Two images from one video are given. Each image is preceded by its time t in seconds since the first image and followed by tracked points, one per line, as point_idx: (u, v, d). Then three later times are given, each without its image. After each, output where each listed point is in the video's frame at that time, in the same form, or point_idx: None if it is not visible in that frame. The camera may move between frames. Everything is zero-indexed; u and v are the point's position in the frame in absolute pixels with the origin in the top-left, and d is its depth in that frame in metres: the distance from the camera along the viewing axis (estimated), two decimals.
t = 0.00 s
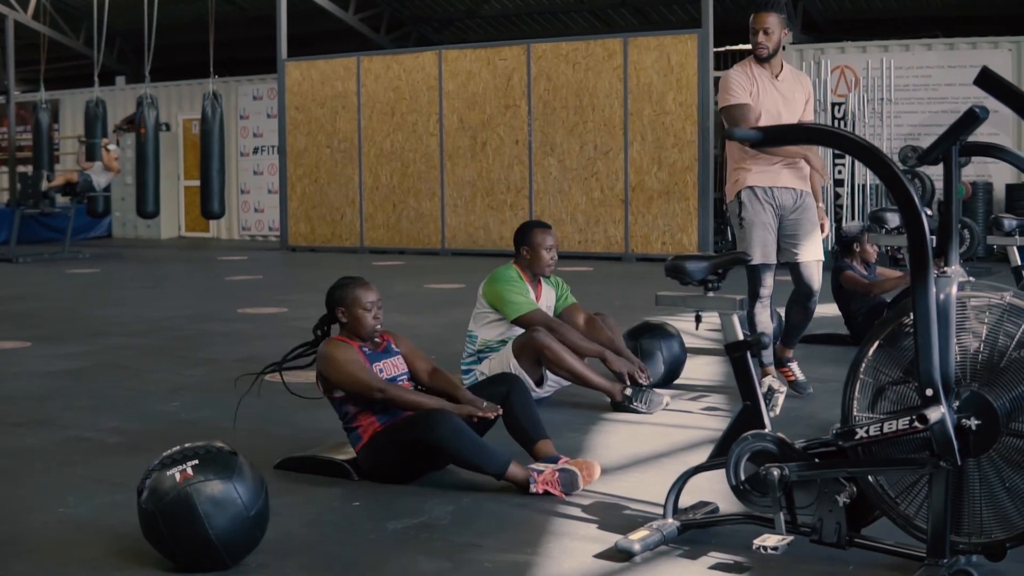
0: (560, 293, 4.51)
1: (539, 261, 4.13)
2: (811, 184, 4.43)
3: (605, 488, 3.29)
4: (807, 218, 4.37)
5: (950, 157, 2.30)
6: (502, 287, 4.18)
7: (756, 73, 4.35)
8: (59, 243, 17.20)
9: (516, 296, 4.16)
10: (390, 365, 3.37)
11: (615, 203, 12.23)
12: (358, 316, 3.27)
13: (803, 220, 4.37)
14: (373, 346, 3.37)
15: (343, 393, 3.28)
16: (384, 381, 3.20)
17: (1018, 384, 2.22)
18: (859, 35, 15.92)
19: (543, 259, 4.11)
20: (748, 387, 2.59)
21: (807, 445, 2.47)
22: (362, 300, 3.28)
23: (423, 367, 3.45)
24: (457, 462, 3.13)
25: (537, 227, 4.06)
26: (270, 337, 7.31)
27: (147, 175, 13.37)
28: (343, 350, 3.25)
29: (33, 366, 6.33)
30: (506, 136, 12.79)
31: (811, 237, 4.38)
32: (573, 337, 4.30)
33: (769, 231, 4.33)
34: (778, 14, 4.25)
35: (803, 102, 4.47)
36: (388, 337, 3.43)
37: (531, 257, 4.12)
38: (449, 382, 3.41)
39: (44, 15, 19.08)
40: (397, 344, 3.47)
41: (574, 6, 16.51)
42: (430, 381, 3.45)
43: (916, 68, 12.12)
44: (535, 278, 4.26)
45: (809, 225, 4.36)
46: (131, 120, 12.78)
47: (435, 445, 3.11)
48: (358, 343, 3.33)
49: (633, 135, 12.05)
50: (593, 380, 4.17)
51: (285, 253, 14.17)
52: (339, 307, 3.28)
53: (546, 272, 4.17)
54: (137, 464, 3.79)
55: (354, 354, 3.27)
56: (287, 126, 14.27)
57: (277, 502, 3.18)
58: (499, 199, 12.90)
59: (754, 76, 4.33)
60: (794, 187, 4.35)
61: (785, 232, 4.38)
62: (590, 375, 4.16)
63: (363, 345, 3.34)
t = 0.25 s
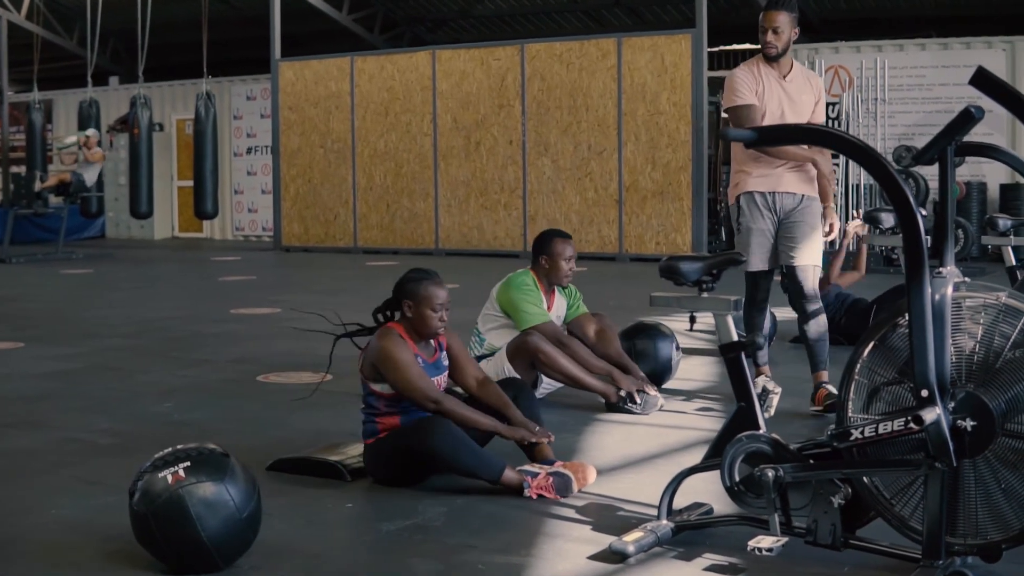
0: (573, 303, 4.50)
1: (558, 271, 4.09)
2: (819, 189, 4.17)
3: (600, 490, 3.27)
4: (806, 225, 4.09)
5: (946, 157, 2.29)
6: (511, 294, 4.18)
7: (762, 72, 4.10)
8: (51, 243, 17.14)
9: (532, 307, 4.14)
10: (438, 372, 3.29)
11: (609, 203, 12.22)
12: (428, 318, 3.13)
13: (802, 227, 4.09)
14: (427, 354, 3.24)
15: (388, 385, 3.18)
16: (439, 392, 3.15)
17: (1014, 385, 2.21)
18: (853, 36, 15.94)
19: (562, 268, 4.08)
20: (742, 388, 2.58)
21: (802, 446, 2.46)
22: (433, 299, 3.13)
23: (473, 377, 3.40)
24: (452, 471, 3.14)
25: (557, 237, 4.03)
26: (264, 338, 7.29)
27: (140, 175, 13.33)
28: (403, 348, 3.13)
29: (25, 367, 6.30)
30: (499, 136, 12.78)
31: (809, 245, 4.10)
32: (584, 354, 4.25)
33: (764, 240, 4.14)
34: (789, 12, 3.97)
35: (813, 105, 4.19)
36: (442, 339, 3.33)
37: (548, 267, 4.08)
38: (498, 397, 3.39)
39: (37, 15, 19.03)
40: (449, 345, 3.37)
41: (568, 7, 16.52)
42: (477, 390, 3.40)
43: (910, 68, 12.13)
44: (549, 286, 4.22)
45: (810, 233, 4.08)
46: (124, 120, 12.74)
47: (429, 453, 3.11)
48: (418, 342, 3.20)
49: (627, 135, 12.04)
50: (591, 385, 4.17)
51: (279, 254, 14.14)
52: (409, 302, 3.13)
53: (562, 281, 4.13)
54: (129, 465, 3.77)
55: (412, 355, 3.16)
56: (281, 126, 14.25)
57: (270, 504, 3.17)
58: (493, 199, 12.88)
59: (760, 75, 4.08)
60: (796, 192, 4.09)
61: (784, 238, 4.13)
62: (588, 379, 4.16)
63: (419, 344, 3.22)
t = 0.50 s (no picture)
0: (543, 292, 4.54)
1: (527, 261, 4.13)
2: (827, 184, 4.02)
3: (591, 489, 3.26)
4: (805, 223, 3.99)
5: (937, 154, 2.29)
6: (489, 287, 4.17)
7: (768, 63, 3.99)
8: (41, 242, 17.06)
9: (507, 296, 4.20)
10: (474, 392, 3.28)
11: (600, 201, 12.21)
12: (480, 343, 3.11)
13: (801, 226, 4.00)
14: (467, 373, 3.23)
15: (425, 393, 3.15)
16: (479, 416, 3.14)
17: (1005, 382, 2.20)
18: (843, 34, 15.96)
19: (532, 258, 4.11)
20: (733, 386, 2.57)
21: (793, 444, 2.45)
22: (488, 325, 3.11)
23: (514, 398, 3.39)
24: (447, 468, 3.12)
25: (523, 227, 4.08)
26: (254, 337, 7.26)
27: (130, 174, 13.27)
28: (447, 365, 3.11)
29: (14, 366, 6.27)
30: (490, 135, 12.76)
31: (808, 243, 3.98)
32: (561, 341, 4.38)
33: (762, 235, 4.09)
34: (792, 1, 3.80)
35: (828, 94, 4.00)
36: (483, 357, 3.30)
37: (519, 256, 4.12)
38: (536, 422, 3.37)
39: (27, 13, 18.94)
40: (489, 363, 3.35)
41: (559, 6, 16.52)
42: (518, 408, 3.39)
43: (901, 67, 12.14)
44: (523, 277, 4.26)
45: (805, 235, 3.97)
46: (114, 119, 12.68)
47: (425, 450, 3.10)
48: (462, 359, 3.18)
49: (618, 133, 12.04)
50: (580, 383, 4.21)
51: (269, 253, 14.10)
52: (464, 324, 3.10)
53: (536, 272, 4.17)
54: (118, 465, 3.74)
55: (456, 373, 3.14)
56: (271, 125, 14.20)
57: (260, 503, 3.15)
58: (484, 198, 12.86)
59: (765, 67, 3.99)
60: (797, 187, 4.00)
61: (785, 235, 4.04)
62: (576, 377, 4.20)
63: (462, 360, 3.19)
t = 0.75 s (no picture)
0: (506, 284, 4.29)
1: (478, 255, 3.91)
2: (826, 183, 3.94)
3: (583, 489, 3.24)
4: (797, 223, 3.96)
5: (932, 152, 2.28)
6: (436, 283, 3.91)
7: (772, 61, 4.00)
8: (31, 241, 16.98)
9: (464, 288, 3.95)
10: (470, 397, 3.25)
11: (591, 200, 12.20)
12: (479, 347, 3.08)
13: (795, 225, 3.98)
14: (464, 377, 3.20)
15: (421, 395, 3.12)
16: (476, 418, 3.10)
17: (1000, 380, 2.19)
18: (835, 34, 15.98)
19: (482, 252, 3.90)
20: (726, 387, 2.56)
21: (786, 443, 2.43)
22: (488, 329, 3.08)
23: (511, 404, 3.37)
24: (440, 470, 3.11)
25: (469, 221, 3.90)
26: (245, 336, 7.22)
27: (121, 173, 13.20)
28: (444, 368, 3.08)
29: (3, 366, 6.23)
30: (482, 134, 12.74)
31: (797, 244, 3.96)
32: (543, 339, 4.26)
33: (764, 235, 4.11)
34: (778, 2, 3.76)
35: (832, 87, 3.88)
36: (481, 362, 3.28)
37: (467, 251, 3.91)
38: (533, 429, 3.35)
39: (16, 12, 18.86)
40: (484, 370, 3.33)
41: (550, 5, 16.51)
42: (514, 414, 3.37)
43: (893, 66, 12.16)
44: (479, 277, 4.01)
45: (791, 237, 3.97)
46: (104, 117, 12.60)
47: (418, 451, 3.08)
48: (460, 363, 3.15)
49: (610, 132, 12.03)
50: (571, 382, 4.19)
51: (260, 252, 14.06)
52: (463, 328, 3.07)
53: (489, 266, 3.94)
54: (107, 465, 3.71)
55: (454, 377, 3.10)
56: (263, 124, 14.17)
57: (250, 504, 3.13)
58: (476, 197, 12.84)
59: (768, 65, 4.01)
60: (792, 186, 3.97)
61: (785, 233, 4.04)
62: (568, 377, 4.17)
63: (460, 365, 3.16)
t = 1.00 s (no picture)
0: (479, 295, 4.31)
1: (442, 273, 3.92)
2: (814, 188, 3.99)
3: (585, 493, 3.24)
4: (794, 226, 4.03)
5: (934, 157, 2.28)
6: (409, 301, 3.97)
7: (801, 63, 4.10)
8: (31, 243, 16.99)
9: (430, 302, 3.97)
10: (440, 380, 3.25)
11: (592, 203, 12.20)
12: (434, 316, 3.10)
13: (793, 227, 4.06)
14: (429, 361, 3.22)
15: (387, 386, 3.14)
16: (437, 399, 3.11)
17: (1004, 385, 2.19)
18: (836, 36, 15.98)
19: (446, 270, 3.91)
20: (729, 392, 2.55)
21: (790, 448, 2.43)
22: (437, 299, 3.11)
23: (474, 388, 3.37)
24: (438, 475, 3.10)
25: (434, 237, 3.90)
26: (246, 339, 7.22)
27: (121, 175, 13.20)
28: (404, 351, 3.10)
29: (4, 369, 6.22)
30: (482, 136, 12.74)
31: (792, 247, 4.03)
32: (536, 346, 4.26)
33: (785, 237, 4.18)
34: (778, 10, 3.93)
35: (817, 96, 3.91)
36: (444, 343, 3.29)
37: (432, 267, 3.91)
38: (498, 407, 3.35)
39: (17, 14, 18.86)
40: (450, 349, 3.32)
41: (551, 7, 16.52)
42: (484, 395, 3.36)
43: (893, 68, 12.17)
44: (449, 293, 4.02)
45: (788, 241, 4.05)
46: (105, 120, 12.59)
47: (416, 457, 3.07)
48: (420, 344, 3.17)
49: (610, 135, 12.03)
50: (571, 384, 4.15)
51: (261, 254, 14.07)
52: (412, 304, 3.10)
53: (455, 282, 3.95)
54: (108, 469, 3.71)
55: (414, 360, 3.12)
56: (263, 126, 14.17)
57: (252, 508, 3.12)
58: (476, 199, 12.84)
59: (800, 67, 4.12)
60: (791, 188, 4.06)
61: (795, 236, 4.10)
62: (567, 378, 4.14)
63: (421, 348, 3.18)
